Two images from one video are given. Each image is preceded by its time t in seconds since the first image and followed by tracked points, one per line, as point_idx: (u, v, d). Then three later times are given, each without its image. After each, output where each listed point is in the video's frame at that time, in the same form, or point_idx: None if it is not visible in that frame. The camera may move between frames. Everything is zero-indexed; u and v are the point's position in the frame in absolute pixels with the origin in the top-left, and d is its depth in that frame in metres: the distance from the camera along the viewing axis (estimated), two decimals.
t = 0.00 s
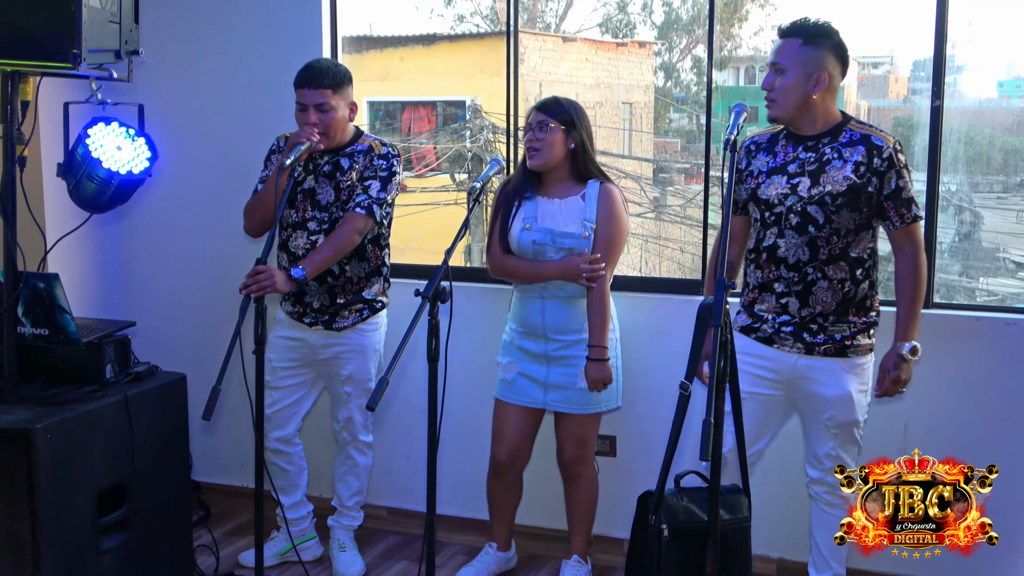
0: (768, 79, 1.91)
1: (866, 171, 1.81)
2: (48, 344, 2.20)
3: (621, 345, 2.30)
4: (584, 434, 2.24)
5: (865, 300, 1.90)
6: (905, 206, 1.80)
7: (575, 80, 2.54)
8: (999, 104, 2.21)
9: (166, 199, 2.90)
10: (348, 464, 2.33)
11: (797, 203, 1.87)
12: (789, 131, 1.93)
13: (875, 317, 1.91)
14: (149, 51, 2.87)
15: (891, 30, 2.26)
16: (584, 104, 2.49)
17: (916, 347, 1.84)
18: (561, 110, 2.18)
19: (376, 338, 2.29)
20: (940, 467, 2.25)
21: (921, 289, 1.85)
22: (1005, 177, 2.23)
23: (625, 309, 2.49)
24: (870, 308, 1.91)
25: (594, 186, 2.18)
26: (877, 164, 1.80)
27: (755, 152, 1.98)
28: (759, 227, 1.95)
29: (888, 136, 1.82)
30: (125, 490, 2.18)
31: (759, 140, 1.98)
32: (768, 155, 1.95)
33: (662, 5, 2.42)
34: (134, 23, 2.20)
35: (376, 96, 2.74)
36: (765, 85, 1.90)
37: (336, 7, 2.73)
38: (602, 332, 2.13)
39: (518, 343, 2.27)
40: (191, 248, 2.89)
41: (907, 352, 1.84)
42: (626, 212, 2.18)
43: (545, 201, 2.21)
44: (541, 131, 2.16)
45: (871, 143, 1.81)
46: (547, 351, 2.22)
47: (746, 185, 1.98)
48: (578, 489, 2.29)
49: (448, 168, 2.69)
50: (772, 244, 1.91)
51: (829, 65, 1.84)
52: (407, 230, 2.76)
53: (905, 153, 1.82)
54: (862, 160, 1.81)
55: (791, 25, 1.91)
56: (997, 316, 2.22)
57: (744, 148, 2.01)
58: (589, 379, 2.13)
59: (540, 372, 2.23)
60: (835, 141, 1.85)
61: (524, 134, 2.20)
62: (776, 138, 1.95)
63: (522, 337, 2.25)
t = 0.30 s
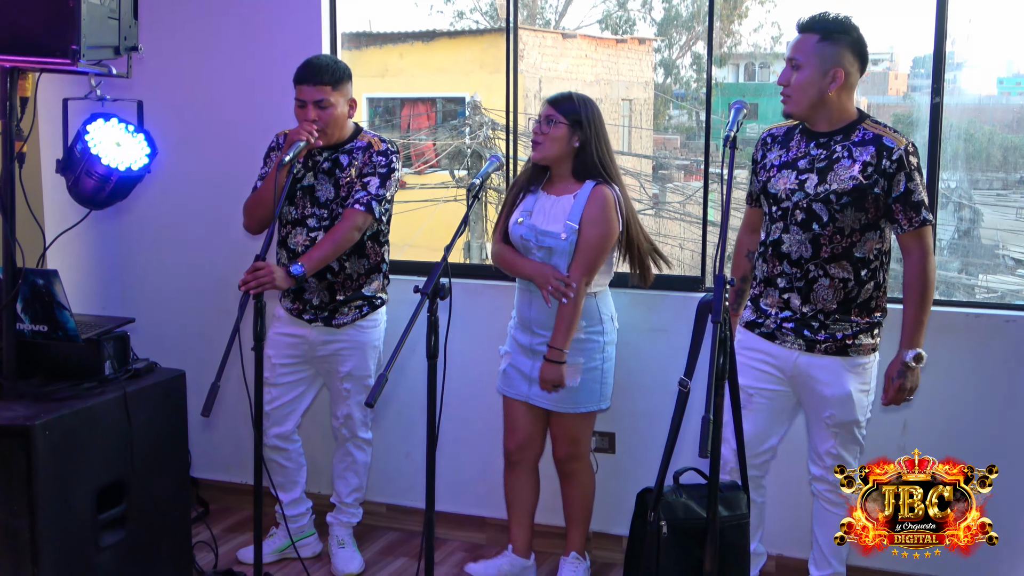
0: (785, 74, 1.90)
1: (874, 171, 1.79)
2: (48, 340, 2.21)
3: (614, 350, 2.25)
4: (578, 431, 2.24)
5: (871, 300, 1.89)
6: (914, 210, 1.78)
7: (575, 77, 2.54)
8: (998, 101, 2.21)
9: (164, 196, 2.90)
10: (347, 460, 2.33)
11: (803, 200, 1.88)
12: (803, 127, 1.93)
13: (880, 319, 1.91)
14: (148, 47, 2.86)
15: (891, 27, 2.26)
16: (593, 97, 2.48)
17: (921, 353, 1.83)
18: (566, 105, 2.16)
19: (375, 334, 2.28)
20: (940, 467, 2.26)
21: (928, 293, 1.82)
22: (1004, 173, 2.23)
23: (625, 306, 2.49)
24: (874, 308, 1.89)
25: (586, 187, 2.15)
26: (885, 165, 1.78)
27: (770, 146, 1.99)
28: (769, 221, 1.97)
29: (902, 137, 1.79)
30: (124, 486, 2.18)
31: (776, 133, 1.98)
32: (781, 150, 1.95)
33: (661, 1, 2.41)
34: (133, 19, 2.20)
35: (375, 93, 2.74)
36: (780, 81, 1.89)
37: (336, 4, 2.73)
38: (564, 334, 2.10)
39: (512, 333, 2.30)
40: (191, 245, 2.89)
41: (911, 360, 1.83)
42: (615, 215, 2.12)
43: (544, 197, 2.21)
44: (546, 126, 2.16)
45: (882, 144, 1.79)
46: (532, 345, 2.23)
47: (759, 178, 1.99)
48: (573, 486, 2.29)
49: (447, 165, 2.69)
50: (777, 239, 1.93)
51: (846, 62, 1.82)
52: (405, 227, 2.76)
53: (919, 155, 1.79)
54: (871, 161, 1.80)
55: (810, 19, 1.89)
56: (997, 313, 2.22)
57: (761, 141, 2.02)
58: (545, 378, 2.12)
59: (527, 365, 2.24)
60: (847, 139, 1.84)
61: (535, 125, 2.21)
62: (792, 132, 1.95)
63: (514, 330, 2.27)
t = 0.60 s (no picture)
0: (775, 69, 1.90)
1: (861, 166, 1.80)
2: (49, 335, 2.21)
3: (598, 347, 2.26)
4: (565, 426, 2.25)
5: (859, 294, 1.90)
6: (897, 204, 1.77)
7: (576, 73, 2.54)
8: (999, 97, 2.21)
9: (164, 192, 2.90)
10: (348, 456, 2.33)
11: (793, 195, 1.88)
12: (793, 122, 1.93)
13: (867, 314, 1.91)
14: (149, 43, 2.86)
15: (892, 22, 2.26)
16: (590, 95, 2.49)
17: (876, 343, 1.79)
18: (553, 101, 2.17)
19: (377, 330, 2.28)
20: (940, 467, 2.26)
21: (898, 287, 1.79)
22: (1006, 169, 2.23)
23: (626, 302, 2.49)
24: (863, 302, 1.90)
25: (570, 183, 2.15)
26: (872, 159, 1.79)
27: (760, 141, 1.99)
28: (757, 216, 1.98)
29: (889, 132, 1.79)
30: (125, 482, 2.19)
31: (765, 128, 1.98)
32: (771, 144, 1.95)
33: None
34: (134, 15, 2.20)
35: (376, 89, 2.74)
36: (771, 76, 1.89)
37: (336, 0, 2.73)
38: (542, 327, 2.10)
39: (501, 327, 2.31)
40: (191, 241, 2.89)
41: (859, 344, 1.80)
42: (594, 213, 2.11)
43: (530, 192, 2.22)
44: (534, 120, 2.17)
45: (870, 138, 1.80)
46: (516, 339, 2.24)
47: (748, 174, 2.00)
48: (572, 481, 2.30)
49: (448, 161, 2.69)
50: (767, 234, 1.94)
51: (836, 58, 1.81)
52: (406, 223, 2.76)
53: (905, 149, 1.79)
54: (859, 155, 1.80)
55: (801, 14, 1.88)
56: (998, 308, 2.22)
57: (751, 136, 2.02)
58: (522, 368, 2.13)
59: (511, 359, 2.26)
60: (835, 134, 1.84)
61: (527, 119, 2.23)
62: (781, 128, 1.95)
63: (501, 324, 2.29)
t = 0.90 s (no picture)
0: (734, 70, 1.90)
1: (824, 164, 1.81)
2: (49, 336, 2.22)
3: (563, 347, 2.26)
4: (536, 430, 2.22)
5: (820, 291, 1.92)
6: (861, 199, 1.81)
7: (575, 73, 2.53)
8: (1000, 98, 2.21)
9: (165, 193, 2.90)
10: (348, 457, 2.32)
11: (757, 193, 1.87)
12: (751, 123, 1.93)
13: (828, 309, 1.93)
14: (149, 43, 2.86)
15: (893, 23, 2.26)
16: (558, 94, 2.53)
17: (869, 338, 1.84)
18: (524, 99, 2.17)
19: (377, 330, 2.28)
20: (940, 467, 2.27)
21: (872, 281, 1.84)
22: (1006, 170, 2.22)
23: (626, 303, 2.49)
24: (824, 298, 1.92)
25: (544, 179, 2.16)
26: (835, 157, 1.81)
27: (717, 142, 1.97)
28: (717, 215, 1.96)
29: (849, 130, 1.82)
30: (125, 483, 2.19)
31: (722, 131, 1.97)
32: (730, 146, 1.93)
33: None
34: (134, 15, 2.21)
35: (376, 89, 2.74)
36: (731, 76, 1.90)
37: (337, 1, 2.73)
38: (517, 321, 2.10)
39: (467, 326, 2.30)
40: (191, 241, 2.89)
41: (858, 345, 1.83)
42: (571, 208, 2.13)
43: (504, 190, 2.23)
44: (506, 119, 2.16)
45: (831, 136, 1.82)
46: (484, 336, 2.23)
47: (707, 174, 1.98)
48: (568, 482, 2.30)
49: (449, 161, 2.68)
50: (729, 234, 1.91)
51: (796, 57, 1.83)
52: (406, 224, 2.76)
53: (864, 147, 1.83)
54: (822, 153, 1.82)
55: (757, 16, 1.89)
56: (998, 309, 2.22)
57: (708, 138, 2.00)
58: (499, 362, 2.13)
59: (480, 356, 2.25)
60: (796, 133, 1.85)
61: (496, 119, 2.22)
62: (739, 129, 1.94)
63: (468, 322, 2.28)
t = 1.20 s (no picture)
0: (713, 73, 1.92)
1: (803, 158, 1.86)
2: (60, 333, 2.25)
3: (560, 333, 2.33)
4: (541, 417, 2.25)
5: (804, 280, 1.96)
6: (840, 189, 1.87)
7: (579, 73, 2.55)
8: (999, 98, 2.23)
9: (171, 191, 2.92)
10: (354, 452, 2.35)
11: (739, 192, 1.89)
12: (720, 123, 1.95)
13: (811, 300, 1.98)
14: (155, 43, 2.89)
15: (894, 24, 2.28)
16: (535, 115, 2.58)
17: (867, 322, 1.90)
18: (511, 96, 2.19)
19: (384, 327, 2.31)
20: (940, 467, 2.30)
21: (860, 268, 1.90)
22: (1005, 169, 2.25)
23: (628, 300, 2.52)
24: (808, 287, 1.97)
25: (539, 174, 2.20)
26: (812, 150, 1.86)
27: (691, 144, 1.99)
28: (699, 215, 1.97)
29: (822, 123, 1.87)
30: (135, 478, 2.23)
31: (693, 132, 1.99)
32: (704, 147, 1.96)
33: None
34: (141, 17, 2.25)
35: (381, 89, 2.76)
36: (715, 79, 1.91)
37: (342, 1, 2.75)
38: (528, 311, 2.15)
39: (464, 325, 2.31)
40: (197, 238, 2.92)
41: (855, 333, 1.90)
42: (568, 199, 2.20)
43: (494, 188, 2.24)
44: (499, 115, 2.17)
45: (806, 131, 1.86)
46: (490, 332, 2.26)
47: (684, 176, 1.99)
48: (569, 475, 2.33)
49: (453, 160, 2.71)
50: (715, 233, 1.93)
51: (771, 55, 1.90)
52: (411, 221, 2.79)
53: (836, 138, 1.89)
54: (799, 148, 1.86)
55: (725, 17, 1.91)
56: (997, 307, 2.24)
57: (678, 141, 2.02)
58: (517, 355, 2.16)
59: (486, 353, 2.27)
60: (771, 130, 1.89)
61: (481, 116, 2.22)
62: (712, 129, 1.96)
63: (467, 320, 2.29)
